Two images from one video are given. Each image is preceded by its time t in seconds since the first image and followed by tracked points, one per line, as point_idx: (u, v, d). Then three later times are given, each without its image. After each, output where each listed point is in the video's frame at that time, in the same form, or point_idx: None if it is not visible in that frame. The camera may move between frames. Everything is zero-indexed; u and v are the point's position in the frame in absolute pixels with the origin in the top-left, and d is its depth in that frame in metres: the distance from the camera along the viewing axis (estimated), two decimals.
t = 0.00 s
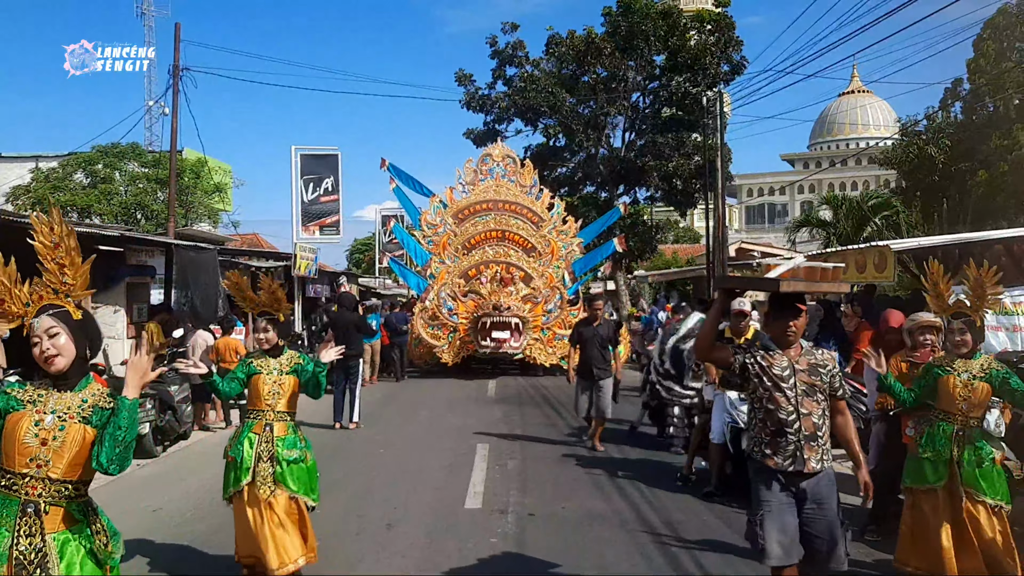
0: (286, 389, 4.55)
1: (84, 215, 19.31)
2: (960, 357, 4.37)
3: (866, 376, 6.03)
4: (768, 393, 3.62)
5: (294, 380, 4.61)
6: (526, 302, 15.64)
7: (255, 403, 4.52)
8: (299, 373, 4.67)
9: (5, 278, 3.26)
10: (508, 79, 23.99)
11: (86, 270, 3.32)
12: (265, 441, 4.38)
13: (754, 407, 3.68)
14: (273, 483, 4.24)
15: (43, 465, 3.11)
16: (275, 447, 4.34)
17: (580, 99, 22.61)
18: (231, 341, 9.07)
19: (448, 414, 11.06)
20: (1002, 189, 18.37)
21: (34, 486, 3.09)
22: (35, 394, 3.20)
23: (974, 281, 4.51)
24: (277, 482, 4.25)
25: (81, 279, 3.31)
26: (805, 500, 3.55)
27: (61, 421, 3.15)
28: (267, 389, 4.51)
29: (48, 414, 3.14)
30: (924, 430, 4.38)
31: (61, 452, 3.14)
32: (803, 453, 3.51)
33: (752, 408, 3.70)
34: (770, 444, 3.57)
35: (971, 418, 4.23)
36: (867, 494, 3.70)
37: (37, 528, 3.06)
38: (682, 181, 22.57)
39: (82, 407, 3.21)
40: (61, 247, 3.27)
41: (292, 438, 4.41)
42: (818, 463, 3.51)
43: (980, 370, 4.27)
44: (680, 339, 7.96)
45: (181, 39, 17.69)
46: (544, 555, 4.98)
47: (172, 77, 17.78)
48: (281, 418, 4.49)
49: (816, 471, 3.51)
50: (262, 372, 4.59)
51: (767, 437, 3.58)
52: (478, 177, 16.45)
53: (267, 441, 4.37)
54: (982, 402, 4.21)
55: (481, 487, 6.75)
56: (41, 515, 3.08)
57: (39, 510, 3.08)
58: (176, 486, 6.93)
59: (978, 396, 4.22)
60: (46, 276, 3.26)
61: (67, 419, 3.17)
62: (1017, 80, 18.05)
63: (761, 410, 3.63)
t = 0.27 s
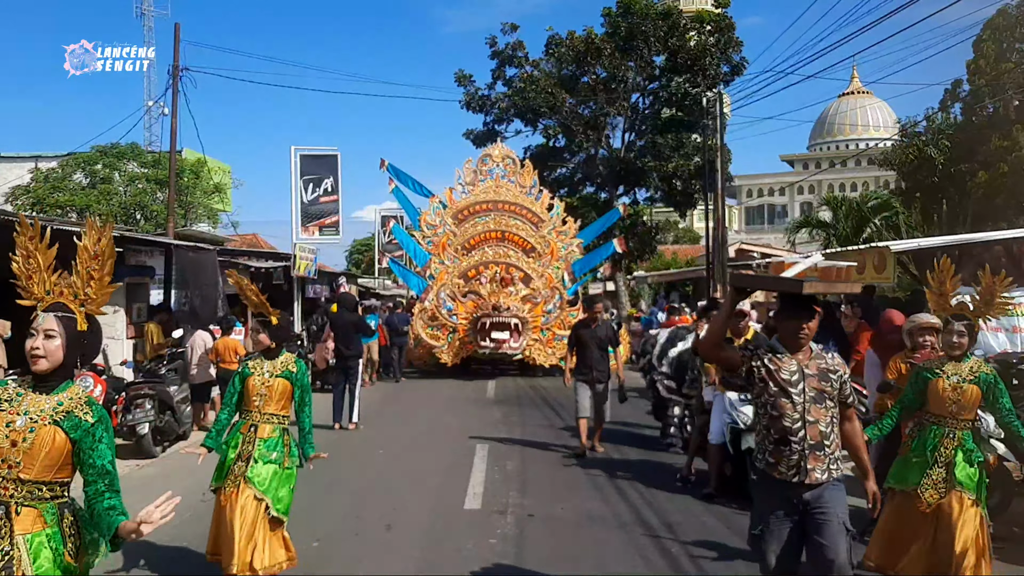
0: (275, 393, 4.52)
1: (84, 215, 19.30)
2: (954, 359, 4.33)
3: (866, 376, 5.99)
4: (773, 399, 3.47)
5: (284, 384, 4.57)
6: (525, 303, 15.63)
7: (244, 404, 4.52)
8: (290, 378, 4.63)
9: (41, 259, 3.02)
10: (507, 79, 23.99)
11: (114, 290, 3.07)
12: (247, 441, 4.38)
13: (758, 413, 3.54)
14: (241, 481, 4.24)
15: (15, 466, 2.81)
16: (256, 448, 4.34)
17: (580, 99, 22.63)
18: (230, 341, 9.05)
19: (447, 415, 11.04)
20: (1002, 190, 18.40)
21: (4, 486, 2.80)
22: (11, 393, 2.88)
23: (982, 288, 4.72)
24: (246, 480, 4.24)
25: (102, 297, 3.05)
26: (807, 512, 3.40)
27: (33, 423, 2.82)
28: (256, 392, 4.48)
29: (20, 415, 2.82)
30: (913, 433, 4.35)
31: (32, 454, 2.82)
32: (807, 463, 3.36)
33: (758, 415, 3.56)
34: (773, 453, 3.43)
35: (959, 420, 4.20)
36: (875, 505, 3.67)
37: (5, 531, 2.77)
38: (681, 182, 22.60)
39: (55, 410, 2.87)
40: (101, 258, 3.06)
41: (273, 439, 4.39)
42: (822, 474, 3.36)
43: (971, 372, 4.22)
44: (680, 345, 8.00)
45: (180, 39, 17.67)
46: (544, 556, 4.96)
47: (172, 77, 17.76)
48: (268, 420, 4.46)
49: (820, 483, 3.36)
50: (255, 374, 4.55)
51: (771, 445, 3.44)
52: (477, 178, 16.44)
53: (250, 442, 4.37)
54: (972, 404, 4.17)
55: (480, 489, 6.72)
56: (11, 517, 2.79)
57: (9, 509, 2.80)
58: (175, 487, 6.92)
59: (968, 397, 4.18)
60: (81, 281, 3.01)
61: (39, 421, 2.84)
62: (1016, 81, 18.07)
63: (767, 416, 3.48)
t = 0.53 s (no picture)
0: (279, 397, 4.51)
1: (84, 215, 19.30)
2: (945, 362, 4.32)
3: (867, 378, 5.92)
4: (790, 409, 3.35)
5: (287, 387, 4.57)
6: (525, 303, 15.63)
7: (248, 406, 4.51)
8: (294, 382, 4.63)
9: (48, 262, 3.02)
10: (507, 80, 23.98)
11: (118, 316, 3.05)
12: (250, 445, 4.37)
13: (774, 423, 3.43)
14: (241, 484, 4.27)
15: (10, 476, 2.79)
16: (258, 450, 4.34)
17: (580, 100, 22.64)
18: (230, 342, 9.03)
19: (447, 415, 11.04)
20: (1002, 190, 18.41)
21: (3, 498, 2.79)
22: None
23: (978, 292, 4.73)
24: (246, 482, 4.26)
25: (104, 320, 3.03)
26: (823, 529, 3.29)
27: (20, 429, 2.81)
28: (258, 393, 4.47)
29: (5, 425, 2.80)
30: (918, 441, 4.33)
31: (25, 460, 2.81)
32: (825, 478, 3.25)
33: (773, 425, 3.45)
34: (787, 466, 3.34)
35: (963, 424, 4.20)
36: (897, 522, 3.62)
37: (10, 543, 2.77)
38: (681, 182, 22.60)
39: (38, 413, 2.85)
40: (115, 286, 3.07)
41: (276, 443, 4.39)
42: (841, 489, 3.25)
43: (966, 377, 4.23)
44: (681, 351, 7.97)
45: (180, 39, 17.67)
46: (544, 556, 4.96)
47: (172, 77, 17.76)
48: (270, 424, 4.46)
49: (839, 498, 3.25)
50: (256, 375, 4.54)
51: (786, 457, 3.35)
52: (477, 178, 16.43)
53: (251, 445, 4.37)
54: (973, 408, 4.19)
55: (480, 489, 6.72)
56: (15, 528, 2.79)
57: (10, 522, 2.79)
58: (176, 487, 6.92)
59: (968, 402, 4.18)
60: (84, 289, 3.03)
61: (26, 427, 2.82)
62: (1016, 82, 18.06)
63: (782, 424, 3.38)
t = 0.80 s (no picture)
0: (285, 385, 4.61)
1: (83, 215, 19.29)
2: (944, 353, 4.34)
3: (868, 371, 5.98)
4: (806, 413, 3.31)
5: (288, 374, 4.63)
6: (525, 304, 15.65)
7: (255, 401, 4.57)
8: (295, 368, 4.68)
9: (58, 246, 3.19)
10: (507, 80, 23.97)
11: (131, 303, 3.28)
12: (265, 438, 4.40)
13: (790, 427, 3.38)
14: (264, 478, 4.30)
15: (33, 451, 2.94)
16: (274, 441, 4.40)
17: (580, 100, 22.65)
18: (230, 342, 9.02)
19: (448, 415, 11.03)
20: (1002, 191, 18.40)
21: (30, 472, 2.93)
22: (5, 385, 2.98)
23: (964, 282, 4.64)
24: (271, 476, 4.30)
25: (120, 306, 3.25)
26: (846, 539, 3.30)
27: (36, 404, 2.94)
28: (262, 385, 4.55)
29: (20, 401, 2.94)
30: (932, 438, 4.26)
31: (46, 433, 2.95)
32: (847, 485, 3.23)
33: (787, 430, 3.41)
34: (805, 474, 3.29)
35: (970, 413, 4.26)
36: (929, 524, 3.46)
37: (41, 516, 2.90)
38: (681, 182, 22.60)
39: (51, 386, 3.00)
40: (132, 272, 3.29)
41: (293, 431, 4.49)
42: (863, 497, 3.24)
43: (966, 365, 4.31)
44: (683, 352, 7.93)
45: (180, 39, 17.67)
46: (543, 556, 4.97)
47: (172, 77, 17.76)
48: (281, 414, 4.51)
49: (860, 506, 3.24)
50: (255, 367, 4.58)
51: (803, 463, 3.30)
52: (477, 178, 16.43)
53: (268, 438, 4.39)
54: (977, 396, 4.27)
55: (480, 489, 6.73)
56: (45, 501, 2.92)
57: (41, 495, 2.92)
58: (176, 486, 6.93)
59: (974, 390, 4.27)
60: (100, 274, 3.24)
61: (41, 401, 2.96)
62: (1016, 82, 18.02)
63: (799, 429, 3.33)
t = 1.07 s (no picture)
0: (295, 393, 4.67)
1: (83, 215, 19.29)
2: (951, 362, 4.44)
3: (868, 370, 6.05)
4: (817, 430, 3.09)
5: (298, 386, 4.73)
6: (525, 304, 15.66)
7: (265, 417, 4.53)
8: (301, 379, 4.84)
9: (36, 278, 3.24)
10: (508, 80, 23.98)
11: (120, 310, 3.45)
12: (290, 447, 4.45)
13: (799, 445, 3.15)
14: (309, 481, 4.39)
15: (76, 484, 3.02)
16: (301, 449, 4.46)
17: (580, 100, 22.67)
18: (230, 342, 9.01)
19: (448, 415, 11.03)
20: (1002, 191, 18.41)
21: (77, 505, 3.01)
22: (31, 426, 3.06)
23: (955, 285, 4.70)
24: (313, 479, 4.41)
25: (111, 317, 3.41)
26: (865, 565, 3.09)
27: (72, 438, 3.06)
28: (277, 397, 4.55)
29: (55, 437, 3.04)
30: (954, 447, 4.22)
31: (87, 464, 3.06)
32: (863, 508, 3.02)
33: (796, 448, 3.18)
34: (818, 496, 3.08)
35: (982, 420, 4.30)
36: (953, 553, 3.17)
37: (97, 546, 2.97)
38: (681, 183, 22.60)
39: (81, 420, 3.12)
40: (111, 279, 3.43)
41: (315, 437, 4.58)
42: (878, 519, 3.03)
43: (972, 374, 4.34)
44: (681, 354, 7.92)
45: (180, 39, 17.66)
46: (543, 556, 4.97)
47: (172, 77, 17.76)
48: (297, 421, 4.60)
49: (877, 530, 3.04)
50: (267, 382, 4.59)
51: (816, 485, 3.08)
52: (477, 178, 16.41)
53: (293, 447, 4.45)
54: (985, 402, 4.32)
55: (480, 489, 6.73)
56: (98, 530, 3.00)
57: (92, 526, 3.00)
58: (176, 486, 6.93)
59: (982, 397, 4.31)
60: (84, 291, 3.35)
61: (76, 434, 3.08)
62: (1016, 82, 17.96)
63: (810, 449, 3.10)
